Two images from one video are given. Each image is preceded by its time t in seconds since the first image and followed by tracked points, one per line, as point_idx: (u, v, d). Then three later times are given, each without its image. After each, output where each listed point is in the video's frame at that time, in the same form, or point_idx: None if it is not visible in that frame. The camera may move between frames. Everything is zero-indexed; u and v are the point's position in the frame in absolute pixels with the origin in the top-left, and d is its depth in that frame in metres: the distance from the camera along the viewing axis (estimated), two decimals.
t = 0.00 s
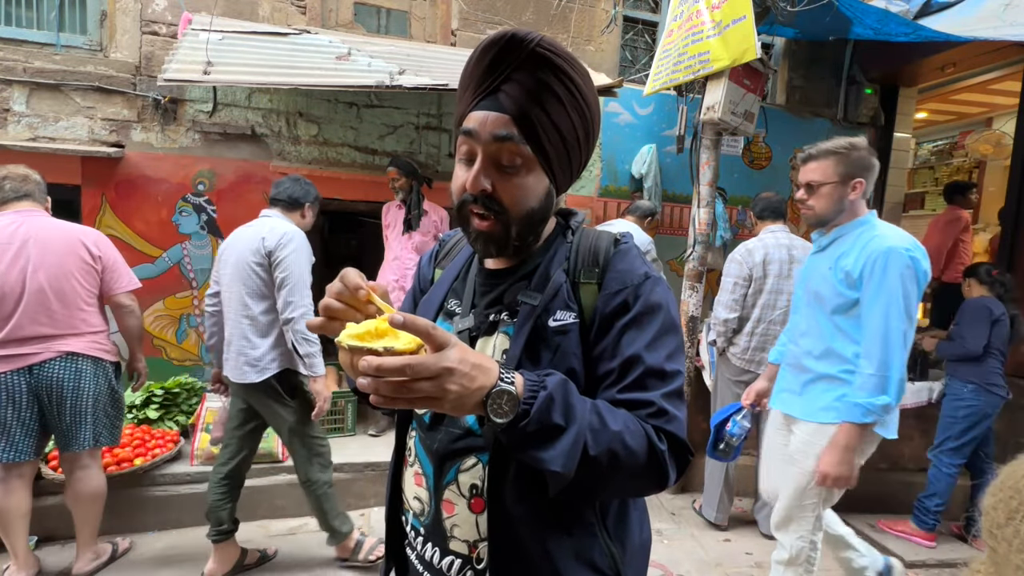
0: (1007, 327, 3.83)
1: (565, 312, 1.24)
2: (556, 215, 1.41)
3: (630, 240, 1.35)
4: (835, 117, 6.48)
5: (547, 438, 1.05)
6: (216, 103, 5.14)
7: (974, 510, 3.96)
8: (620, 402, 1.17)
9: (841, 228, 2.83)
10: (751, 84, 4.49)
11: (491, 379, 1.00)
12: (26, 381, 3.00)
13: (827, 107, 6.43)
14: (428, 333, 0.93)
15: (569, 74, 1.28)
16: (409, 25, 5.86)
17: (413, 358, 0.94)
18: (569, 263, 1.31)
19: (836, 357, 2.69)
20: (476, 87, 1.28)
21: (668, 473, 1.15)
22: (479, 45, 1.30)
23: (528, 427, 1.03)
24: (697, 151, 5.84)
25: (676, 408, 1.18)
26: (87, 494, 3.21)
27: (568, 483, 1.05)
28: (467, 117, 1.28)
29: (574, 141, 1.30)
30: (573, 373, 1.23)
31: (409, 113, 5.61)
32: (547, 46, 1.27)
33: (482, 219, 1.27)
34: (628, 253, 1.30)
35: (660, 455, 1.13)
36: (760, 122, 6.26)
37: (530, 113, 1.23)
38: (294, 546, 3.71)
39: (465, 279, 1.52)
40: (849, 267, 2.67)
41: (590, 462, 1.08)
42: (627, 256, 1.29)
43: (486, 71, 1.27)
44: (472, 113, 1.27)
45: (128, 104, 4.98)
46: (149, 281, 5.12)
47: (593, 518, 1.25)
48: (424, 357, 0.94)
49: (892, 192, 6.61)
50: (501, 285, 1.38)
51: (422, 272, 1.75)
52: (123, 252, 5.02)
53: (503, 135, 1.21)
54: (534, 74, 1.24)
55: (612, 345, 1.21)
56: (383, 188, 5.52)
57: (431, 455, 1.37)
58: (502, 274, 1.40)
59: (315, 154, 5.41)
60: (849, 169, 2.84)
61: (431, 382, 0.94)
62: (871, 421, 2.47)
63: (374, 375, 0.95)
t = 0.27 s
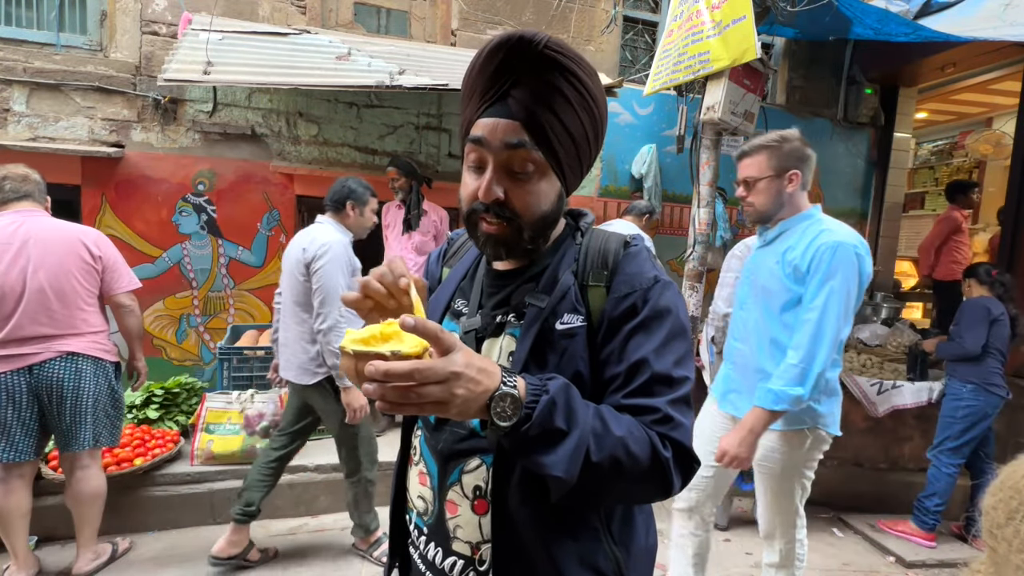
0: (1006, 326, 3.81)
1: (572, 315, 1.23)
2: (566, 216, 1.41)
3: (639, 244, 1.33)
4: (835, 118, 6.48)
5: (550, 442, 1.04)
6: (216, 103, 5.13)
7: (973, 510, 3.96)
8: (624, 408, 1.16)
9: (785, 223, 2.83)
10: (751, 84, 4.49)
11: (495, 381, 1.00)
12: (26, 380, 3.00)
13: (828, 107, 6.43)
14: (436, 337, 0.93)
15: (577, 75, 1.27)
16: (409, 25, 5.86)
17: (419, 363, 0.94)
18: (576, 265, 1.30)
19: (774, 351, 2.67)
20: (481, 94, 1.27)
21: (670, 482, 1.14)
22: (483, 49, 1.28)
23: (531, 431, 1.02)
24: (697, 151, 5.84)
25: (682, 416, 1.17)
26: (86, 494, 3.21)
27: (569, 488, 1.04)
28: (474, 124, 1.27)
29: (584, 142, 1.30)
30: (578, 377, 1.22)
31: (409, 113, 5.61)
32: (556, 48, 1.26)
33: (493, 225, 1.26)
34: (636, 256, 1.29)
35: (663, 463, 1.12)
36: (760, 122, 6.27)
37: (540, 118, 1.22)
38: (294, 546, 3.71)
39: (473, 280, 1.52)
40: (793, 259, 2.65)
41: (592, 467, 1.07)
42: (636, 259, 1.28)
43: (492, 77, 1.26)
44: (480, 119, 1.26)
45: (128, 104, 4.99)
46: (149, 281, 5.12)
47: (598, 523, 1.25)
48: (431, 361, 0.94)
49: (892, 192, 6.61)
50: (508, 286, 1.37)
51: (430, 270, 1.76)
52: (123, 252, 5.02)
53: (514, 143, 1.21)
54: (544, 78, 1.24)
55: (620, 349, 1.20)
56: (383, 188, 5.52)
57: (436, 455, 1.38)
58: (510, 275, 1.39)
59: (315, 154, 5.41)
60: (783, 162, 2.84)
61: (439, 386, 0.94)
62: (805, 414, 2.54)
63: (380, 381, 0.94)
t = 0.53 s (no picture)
0: (1006, 326, 3.81)
1: (575, 317, 1.23)
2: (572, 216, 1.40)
3: (644, 245, 1.32)
4: (835, 117, 6.48)
5: (549, 446, 1.04)
6: (216, 103, 5.13)
7: (973, 510, 3.96)
8: (625, 411, 1.15)
9: (700, 228, 2.95)
10: (751, 84, 4.49)
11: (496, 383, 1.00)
12: (26, 381, 3.00)
13: (828, 107, 6.43)
14: (442, 339, 0.93)
15: (613, 97, 1.27)
16: (409, 25, 5.85)
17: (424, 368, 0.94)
18: (580, 267, 1.30)
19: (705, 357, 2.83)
20: (514, 91, 1.26)
21: (671, 486, 1.13)
22: (526, 46, 1.26)
23: (529, 435, 1.02)
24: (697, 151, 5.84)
25: (684, 420, 1.15)
26: (86, 494, 3.20)
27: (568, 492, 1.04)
28: (501, 121, 1.26)
29: (604, 159, 1.30)
30: (580, 381, 1.22)
31: (409, 113, 5.61)
32: (597, 60, 1.25)
33: (499, 229, 1.27)
34: (641, 257, 1.28)
35: (664, 468, 1.11)
36: (760, 122, 6.27)
37: (566, 132, 1.22)
38: (294, 546, 3.71)
39: (477, 280, 1.51)
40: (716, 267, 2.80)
41: (590, 470, 1.07)
42: (641, 261, 1.27)
43: (529, 76, 1.24)
44: (506, 118, 1.25)
45: (128, 104, 4.99)
46: (149, 281, 5.12)
47: (603, 526, 1.24)
48: (436, 365, 0.94)
49: (892, 192, 6.61)
50: (512, 287, 1.37)
51: (435, 270, 1.76)
52: (124, 252, 5.02)
53: (535, 152, 1.21)
54: (578, 88, 1.23)
55: (622, 352, 1.19)
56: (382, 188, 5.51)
57: (439, 458, 1.37)
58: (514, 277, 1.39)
59: (315, 154, 5.41)
60: (692, 169, 2.87)
61: (444, 391, 0.94)
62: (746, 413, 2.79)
63: (385, 388, 0.94)
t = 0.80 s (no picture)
0: (1007, 327, 3.83)
1: (585, 324, 1.22)
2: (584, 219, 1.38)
3: (657, 251, 1.30)
4: (835, 117, 6.48)
5: (556, 454, 1.04)
6: (216, 103, 5.14)
7: (973, 510, 3.96)
8: (632, 420, 1.15)
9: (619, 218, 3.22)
10: (751, 84, 4.49)
11: (505, 391, 1.00)
12: (25, 380, 3.00)
13: (827, 107, 6.42)
14: (453, 346, 0.94)
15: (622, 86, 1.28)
16: (409, 25, 5.85)
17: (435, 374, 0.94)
18: (589, 272, 1.29)
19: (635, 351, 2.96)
20: (525, 86, 1.25)
21: (678, 497, 1.13)
22: (531, 40, 1.26)
23: (537, 442, 1.02)
24: (697, 151, 5.84)
25: (692, 430, 1.15)
26: (86, 494, 3.20)
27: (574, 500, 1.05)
28: (515, 117, 1.26)
29: (619, 149, 1.31)
30: (588, 388, 1.22)
31: (409, 113, 5.61)
32: (603, 50, 1.26)
33: (524, 227, 1.25)
34: (653, 263, 1.26)
35: (670, 479, 1.11)
36: (760, 122, 6.27)
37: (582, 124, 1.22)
38: (293, 546, 3.71)
39: (484, 283, 1.51)
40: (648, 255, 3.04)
41: (597, 480, 1.07)
42: (653, 267, 1.25)
43: (539, 70, 1.24)
44: (520, 114, 1.25)
45: (128, 104, 4.99)
46: (149, 281, 5.12)
47: (609, 532, 1.24)
48: (447, 371, 0.94)
49: (892, 192, 6.61)
50: (520, 292, 1.38)
51: (442, 270, 1.77)
52: (124, 252, 5.02)
53: (557, 144, 1.21)
54: (590, 78, 1.24)
55: (632, 360, 1.18)
56: (382, 188, 5.51)
57: (445, 461, 1.38)
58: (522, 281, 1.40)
59: (315, 154, 5.41)
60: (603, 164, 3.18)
61: (454, 398, 0.94)
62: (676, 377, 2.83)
63: (396, 394, 0.95)
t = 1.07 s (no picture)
0: (1008, 328, 3.83)
1: (593, 330, 1.22)
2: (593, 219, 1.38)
3: (666, 255, 1.29)
4: (835, 117, 6.48)
5: (568, 465, 1.04)
6: (216, 103, 5.14)
7: (973, 510, 3.96)
8: (643, 428, 1.14)
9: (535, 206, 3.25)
10: (751, 84, 4.49)
11: (515, 401, 1.00)
12: (25, 381, 3.00)
13: (827, 107, 6.43)
14: (465, 360, 0.93)
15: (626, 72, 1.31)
16: (409, 25, 5.85)
17: (446, 387, 0.94)
18: (597, 277, 1.28)
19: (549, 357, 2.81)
20: (534, 80, 1.26)
21: (688, 504, 1.13)
22: (531, 33, 1.27)
23: (548, 453, 1.02)
24: (697, 151, 5.85)
25: (703, 438, 1.15)
26: (86, 494, 3.20)
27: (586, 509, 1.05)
28: (528, 112, 1.25)
29: (625, 134, 1.34)
30: (597, 394, 1.22)
31: (409, 113, 5.61)
32: (603, 39, 1.28)
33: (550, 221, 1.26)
34: (663, 268, 1.25)
35: (681, 487, 1.11)
36: (760, 122, 6.27)
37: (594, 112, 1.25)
38: (293, 546, 3.70)
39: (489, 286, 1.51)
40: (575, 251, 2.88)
41: (608, 489, 1.07)
42: (662, 272, 1.24)
43: (546, 63, 1.24)
44: (534, 109, 1.25)
45: (128, 104, 4.99)
46: (149, 281, 5.12)
47: (616, 536, 1.24)
48: (458, 384, 0.94)
49: (892, 192, 6.61)
50: (527, 297, 1.38)
51: (444, 268, 1.76)
52: (124, 252, 5.02)
53: (578, 133, 1.22)
54: (597, 67, 1.26)
55: (642, 367, 1.18)
56: (383, 188, 5.51)
57: (450, 465, 1.38)
58: (530, 284, 1.40)
59: (315, 154, 5.41)
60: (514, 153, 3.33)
61: (464, 410, 0.94)
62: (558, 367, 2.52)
63: (407, 406, 0.95)
